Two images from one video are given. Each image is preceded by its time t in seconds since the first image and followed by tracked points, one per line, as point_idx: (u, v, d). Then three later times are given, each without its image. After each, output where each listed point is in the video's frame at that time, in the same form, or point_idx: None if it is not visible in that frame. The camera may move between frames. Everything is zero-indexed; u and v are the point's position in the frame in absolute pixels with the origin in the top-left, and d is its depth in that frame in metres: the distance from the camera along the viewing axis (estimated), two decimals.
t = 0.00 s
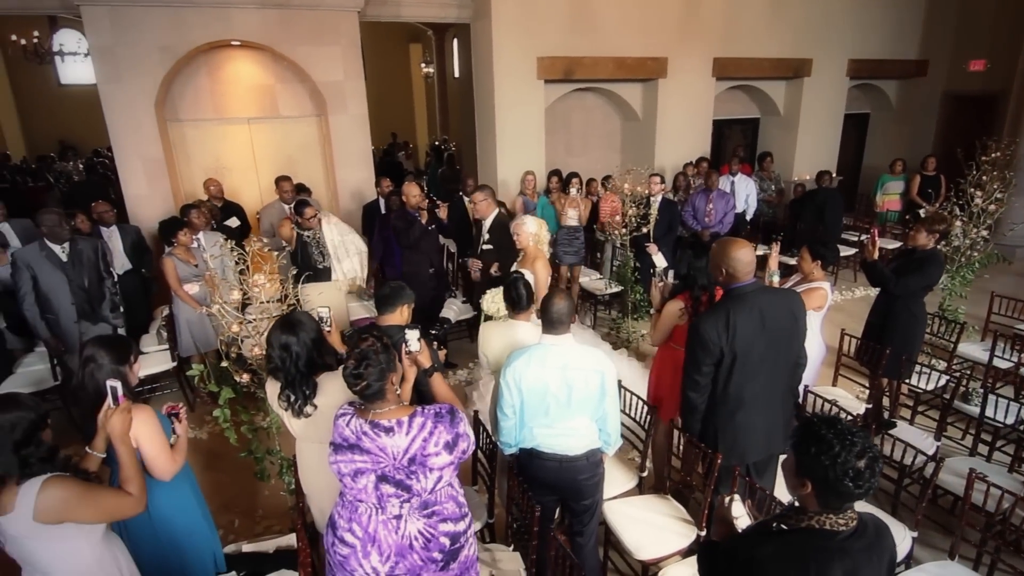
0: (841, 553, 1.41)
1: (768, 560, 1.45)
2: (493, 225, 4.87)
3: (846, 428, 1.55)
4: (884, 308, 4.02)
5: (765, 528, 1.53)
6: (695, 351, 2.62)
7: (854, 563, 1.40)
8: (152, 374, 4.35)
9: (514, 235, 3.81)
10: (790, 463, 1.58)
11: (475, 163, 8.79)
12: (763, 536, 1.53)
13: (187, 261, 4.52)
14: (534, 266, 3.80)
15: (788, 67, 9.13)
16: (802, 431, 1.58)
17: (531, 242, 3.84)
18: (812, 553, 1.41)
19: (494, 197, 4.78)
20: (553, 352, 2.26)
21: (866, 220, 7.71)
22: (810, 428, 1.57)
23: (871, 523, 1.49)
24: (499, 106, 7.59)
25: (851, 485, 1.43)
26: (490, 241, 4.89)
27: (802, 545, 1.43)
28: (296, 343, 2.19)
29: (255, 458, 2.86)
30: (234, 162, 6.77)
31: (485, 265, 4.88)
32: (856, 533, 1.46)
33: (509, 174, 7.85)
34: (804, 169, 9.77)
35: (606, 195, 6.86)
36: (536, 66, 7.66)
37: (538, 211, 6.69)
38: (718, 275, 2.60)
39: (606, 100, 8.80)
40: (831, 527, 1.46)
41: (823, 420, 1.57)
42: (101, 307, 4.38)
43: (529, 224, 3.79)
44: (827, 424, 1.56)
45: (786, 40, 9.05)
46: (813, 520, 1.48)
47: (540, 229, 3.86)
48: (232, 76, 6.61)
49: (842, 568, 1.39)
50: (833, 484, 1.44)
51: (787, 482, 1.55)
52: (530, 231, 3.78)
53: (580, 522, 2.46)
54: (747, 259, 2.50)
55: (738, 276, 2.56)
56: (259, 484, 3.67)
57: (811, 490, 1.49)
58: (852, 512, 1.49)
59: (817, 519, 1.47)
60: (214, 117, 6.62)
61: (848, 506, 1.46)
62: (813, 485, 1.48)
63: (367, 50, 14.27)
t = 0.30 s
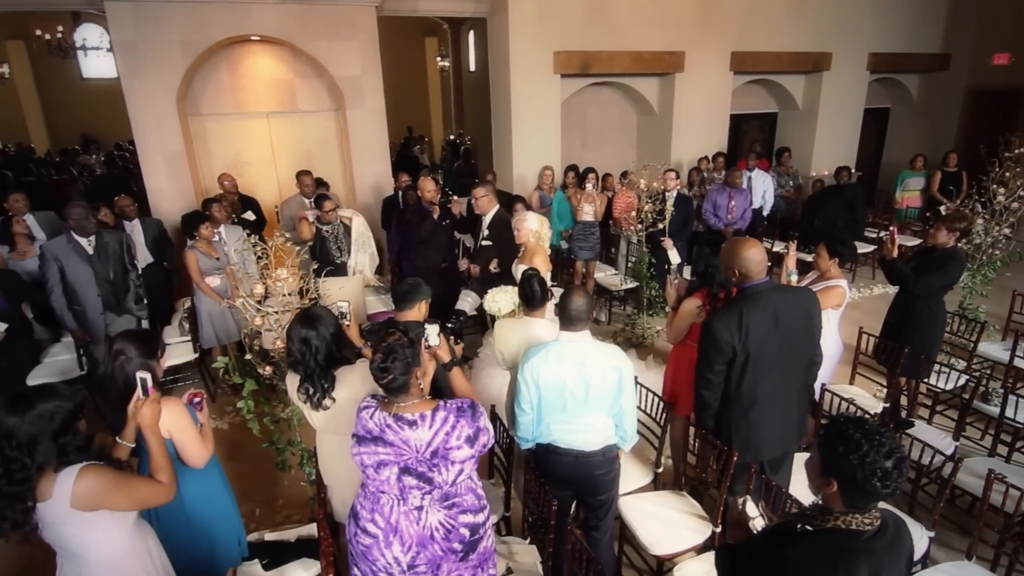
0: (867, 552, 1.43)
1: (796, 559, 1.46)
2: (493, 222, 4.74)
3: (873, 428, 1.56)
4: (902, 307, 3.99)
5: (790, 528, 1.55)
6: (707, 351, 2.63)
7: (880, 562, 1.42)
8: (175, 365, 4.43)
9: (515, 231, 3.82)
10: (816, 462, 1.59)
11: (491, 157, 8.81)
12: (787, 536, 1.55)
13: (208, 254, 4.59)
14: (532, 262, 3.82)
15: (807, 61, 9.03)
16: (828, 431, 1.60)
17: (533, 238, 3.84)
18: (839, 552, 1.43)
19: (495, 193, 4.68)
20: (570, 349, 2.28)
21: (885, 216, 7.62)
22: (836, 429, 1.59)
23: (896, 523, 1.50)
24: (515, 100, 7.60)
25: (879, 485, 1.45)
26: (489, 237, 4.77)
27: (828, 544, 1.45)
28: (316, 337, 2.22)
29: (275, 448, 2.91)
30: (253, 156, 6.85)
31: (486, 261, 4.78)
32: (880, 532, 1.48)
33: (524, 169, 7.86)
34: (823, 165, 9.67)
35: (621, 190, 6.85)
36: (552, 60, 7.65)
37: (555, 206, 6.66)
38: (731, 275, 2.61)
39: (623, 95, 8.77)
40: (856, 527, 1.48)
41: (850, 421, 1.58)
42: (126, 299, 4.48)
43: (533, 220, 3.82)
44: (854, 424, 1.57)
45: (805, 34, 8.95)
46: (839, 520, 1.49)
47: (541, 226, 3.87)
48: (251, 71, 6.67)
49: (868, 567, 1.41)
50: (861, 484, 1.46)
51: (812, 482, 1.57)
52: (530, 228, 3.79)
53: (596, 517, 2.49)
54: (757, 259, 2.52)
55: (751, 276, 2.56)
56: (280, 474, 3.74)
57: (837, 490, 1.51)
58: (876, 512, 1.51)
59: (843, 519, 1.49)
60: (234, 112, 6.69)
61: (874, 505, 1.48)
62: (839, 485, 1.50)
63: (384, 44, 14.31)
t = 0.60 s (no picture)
0: (895, 547, 1.45)
1: (826, 551, 1.48)
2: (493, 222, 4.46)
3: (909, 425, 1.57)
4: (923, 307, 3.96)
5: (821, 523, 1.57)
6: (720, 352, 2.64)
7: (907, 558, 1.45)
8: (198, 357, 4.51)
9: (514, 232, 3.61)
10: (850, 457, 1.61)
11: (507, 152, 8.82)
12: (817, 530, 1.57)
13: (230, 248, 4.66)
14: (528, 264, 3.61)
15: (828, 56, 8.91)
16: (864, 427, 1.61)
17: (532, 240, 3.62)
18: (869, 546, 1.45)
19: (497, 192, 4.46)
20: (590, 346, 2.30)
21: (907, 214, 7.53)
22: (872, 425, 1.60)
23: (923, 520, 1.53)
24: (533, 95, 7.60)
25: (913, 481, 1.46)
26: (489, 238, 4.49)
27: (859, 538, 1.47)
28: (340, 332, 2.24)
29: (298, 440, 2.98)
30: (272, 150, 6.93)
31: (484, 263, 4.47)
32: (908, 528, 1.50)
33: (542, 164, 7.87)
34: (843, 161, 9.56)
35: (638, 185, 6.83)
36: (570, 55, 7.63)
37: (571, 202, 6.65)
38: (745, 277, 2.62)
39: (641, 90, 8.73)
40: (887, 522, 1.50)
41: (886, 418, 1.59)
42: (150, 292, 4.55)
43: (533, 223, 3.59)
44: (891, 421, 1.58)
45: (827, 28, 8.83)
46: (870, 515, 1.52)
47: (541, 228, 3.64)
48: (271, 66, 6.74)
49: (896, 563, 1.44)
50: (895, 479, 1.47)
51: (845, 476, 1.58)
52: (529, 230, 3.56)
53: (613, 513, 2.51)
54: (770, 261, 2.54)
55: (765, 277, 2.57)
56: (301, 464, 3.81)
57: (869, 486, 1.53)
58: (906, 509, 1.53)
59: (874, 514, 1.51)
60: (254, 106, 6.77)
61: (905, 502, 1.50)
62: (872, 480, 1.52)
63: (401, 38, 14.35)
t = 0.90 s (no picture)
0: (924, 545, 1.45)
1: (854, 547, 1.49)
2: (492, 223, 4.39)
3: (943, 425, 1.57)
4: (947, 308, 3.92)
5: (847, 519, 1.58)
6: (744, 355, 2.64)
7: (936, 556, 1.45)
8: (221, 348, 4.59)
9: (511, 230, 3.48)
10: (879, 454, 1.61)
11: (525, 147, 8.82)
12: (843, 525, 1.58)
13: (253, 242, 4.72)
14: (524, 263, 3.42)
15: (851, 51, 8.79)
16: (896, 424, 1.61)
17: (529, 239, 3.48)
18: (898, 543, 1.46)
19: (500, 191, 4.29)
20: (611, 345, 2.32)
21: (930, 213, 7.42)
22: (904, 423, 1.60)
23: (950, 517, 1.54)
24: (551, 90, 7.59)
25: (947, 480, 1.47)
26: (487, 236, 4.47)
27: (888, 535, 1.48)
28: (365, 327, 2.28)
29: (320, 432, 3.03)
30: (292, 145, 6.99)
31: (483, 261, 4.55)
32: (936, 527, 1.50)
33: (559, 159, 7.86)
34: (865, 158, 9.43)
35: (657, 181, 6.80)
36: (589, 50, 7.61)
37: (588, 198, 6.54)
38: (768, 279, 2.60)
39: (660, 86, 8.67)
40: (915, 519, 1.50)
41: (920, 416, 1.59)
42: (175, 284, 4.65)
43: (529, 221, 3.45)
44: (925, 420, 1.58)
45: (850, 23, 8.70)
46: (899, 512, 1.52)
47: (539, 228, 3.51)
48: (292, 61, 6.79)
49: (925, 561, 1.44)
50: (928, 478, 1.48)
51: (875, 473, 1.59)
52: (527, 229, 3.44)
53: (631, 509, 2.52)
54: (793, 263, 2.52)
55: (789, 280, 2.55)
56: (321, 456, 3.87)
57: (900, 483, 1.53)
58: (934, 507, 1.54)
59: (903, 511, 1.52)
60: (275, 101, 6.84)
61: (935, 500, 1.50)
62: (903, 477, 1.52)
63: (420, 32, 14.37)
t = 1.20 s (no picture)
0: (947, 548, 1.44)
1: (877, 553, 1.48)
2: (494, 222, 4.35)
3: (962, 427, 1.56)
4: (973, 310, 3.86)
5: (867, 525, 1.57)
6: (782, 354, 2.61)
7: (960, 559, 1.44)
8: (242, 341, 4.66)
9: (511, 228, 3.35)
10: (899, 459, 1.60)
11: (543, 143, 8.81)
12: (863, 530, 1.56)
13: (275, 237, 4.76)
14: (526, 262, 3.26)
15: (875, 47, 8.65)
16: (915, 429, 1.60)
17: (529, 237, 3.33)
18: (921, 547, 1.45)
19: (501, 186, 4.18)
20: (634, 344, 2.31)
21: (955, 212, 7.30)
22: (923, 427, 1.59)
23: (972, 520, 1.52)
24: (570, 87, 7.57)
25: (971, 484, 1.46)
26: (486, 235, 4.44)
27: (911, 539, 1.47)
28: (389, 323, 2.30)
29: (341, 424, 3.08)
30: (313, 140, 7.05)
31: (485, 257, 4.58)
32: (958, 529, 1.50)
33: (577, 155, 7.85)
34: (888, 156, 9.29)
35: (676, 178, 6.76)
36: (609, 47, 7.57)
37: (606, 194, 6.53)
38: (802, 277, 2.58)
39: (679, 82, 8.61)
40: (936, 523, 1.49)
41: (938, 420, 1.58)
42: (198, 277, 4.64)
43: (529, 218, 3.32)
44: (943, 424, 1.57)
45: (875, 18, 8.57)
46: (920, 516, 1.51)
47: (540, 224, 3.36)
48: (313, 58, 6.85)
49: (949, 564, 1.43)
50: (952, 483, 1.47)
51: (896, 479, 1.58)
52: (528, 226, 3.31)
53: (650, 508, 2.52)
54: (828, 261, 2.49)
55: (823, 277, 2.54)
56: (341, 449, 3.92)
57: (922, 488, 1.52)
58: (955, 509, 1.53)
59: (924, 515, 1.51)
60: (295, 97, 6.90)
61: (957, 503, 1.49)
62: (925, 482, 1.51)
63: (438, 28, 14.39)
